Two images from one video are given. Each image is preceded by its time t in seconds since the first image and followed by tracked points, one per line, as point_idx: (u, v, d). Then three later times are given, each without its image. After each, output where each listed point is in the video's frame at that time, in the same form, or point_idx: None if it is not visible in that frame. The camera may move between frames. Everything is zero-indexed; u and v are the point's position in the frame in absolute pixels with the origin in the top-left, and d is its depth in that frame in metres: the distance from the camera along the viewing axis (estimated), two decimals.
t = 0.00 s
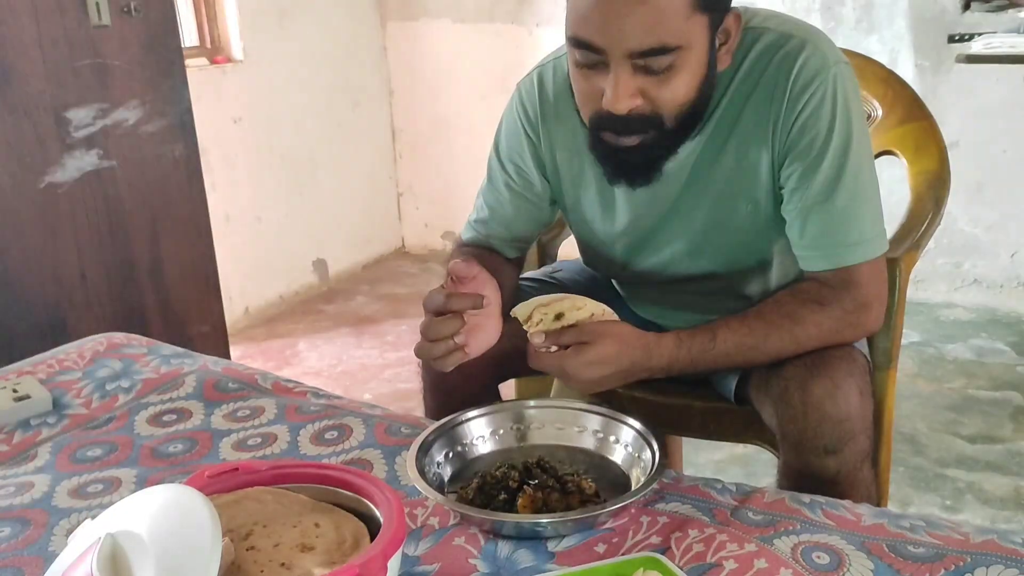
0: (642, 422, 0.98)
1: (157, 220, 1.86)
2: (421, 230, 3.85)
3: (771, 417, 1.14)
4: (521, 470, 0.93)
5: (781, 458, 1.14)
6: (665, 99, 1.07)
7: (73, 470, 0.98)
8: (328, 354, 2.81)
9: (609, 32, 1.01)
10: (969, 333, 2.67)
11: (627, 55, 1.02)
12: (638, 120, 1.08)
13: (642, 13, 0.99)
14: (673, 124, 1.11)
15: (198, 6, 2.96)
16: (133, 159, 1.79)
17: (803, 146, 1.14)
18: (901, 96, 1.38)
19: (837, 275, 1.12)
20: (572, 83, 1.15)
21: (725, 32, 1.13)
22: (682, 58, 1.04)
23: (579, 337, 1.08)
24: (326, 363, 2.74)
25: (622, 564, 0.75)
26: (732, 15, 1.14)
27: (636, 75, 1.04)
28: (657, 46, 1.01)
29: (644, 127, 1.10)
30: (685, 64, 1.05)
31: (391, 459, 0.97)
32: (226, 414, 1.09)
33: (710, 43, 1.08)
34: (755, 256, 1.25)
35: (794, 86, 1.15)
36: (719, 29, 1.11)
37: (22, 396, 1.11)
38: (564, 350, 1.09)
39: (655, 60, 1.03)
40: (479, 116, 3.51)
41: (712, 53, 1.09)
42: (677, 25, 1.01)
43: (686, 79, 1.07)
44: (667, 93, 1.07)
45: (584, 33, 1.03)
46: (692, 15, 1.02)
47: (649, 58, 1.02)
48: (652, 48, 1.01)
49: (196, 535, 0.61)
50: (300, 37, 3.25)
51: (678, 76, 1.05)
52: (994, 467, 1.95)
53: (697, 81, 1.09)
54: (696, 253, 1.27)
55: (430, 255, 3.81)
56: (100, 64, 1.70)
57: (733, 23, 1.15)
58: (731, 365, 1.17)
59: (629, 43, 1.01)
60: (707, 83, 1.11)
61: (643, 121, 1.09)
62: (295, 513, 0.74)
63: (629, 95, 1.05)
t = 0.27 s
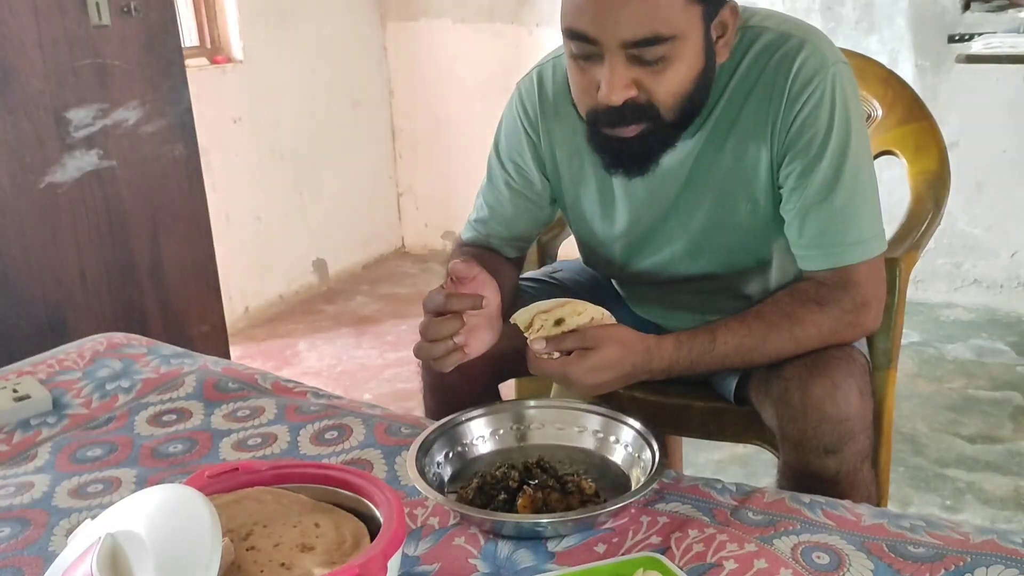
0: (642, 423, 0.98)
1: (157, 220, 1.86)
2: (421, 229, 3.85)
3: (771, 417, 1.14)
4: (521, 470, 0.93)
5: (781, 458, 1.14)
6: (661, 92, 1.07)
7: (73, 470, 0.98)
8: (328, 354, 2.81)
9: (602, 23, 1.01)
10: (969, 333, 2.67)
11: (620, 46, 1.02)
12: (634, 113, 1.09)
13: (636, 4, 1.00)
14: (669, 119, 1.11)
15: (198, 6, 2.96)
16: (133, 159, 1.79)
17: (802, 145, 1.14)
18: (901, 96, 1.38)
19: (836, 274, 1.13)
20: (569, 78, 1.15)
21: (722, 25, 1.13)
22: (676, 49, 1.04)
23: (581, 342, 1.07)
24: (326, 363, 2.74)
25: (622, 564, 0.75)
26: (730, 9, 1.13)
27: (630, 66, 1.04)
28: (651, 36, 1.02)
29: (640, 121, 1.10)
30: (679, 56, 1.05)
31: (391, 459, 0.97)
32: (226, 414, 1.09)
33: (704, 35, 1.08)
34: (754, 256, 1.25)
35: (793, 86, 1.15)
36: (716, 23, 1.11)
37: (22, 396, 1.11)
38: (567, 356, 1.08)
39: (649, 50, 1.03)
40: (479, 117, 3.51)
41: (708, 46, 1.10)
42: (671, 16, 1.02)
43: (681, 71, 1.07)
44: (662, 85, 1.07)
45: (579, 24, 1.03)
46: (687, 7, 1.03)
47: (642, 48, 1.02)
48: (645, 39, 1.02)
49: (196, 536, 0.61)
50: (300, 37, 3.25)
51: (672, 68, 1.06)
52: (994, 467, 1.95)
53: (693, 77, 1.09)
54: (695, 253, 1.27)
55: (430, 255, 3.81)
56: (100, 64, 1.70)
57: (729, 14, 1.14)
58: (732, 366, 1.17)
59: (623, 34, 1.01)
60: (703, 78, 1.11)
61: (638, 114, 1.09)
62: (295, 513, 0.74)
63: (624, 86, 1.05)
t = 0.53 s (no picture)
0: (642, 423, 0.98)
1: (156, 220, 1.86)
2: (420, 229, 3.85)
3: (772, 418, 1.14)
4: (521, 470, 0.93)
5: (781, 458, 1.14)
6: (659, 87, 1.07)
7: (73, 470, 0.98)
8: (328, 354, 2.81)
9: (600, 18, 1.01)
10: (969, 333, 2.67)
11: (618, 41, 1.02)
12: (632, 109, 1.09)
13: None
14: (668, 115, 1.11)
15: (198, 6, 2.96)
16: (133, 158, 1.79)
17: (801, 145, 1.14)
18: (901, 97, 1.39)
19: (836, 274, 1.13)
20: (569, 75, 1.15)
21: (723, 23, 1.13)
22: (674, 44, 1.04)
23: (584, 346, 1.07)
24: (326, 363, 2.74)
25: (622, 564, 0.75)
26: (728, 5, 1.13)
27: (627, 61, 1.04)
28: (649, 31, 1.02)
29: (638, 118, 1.10)
30: (678, 51, 1.05)
31: (391, 459, 0.97)
32: (226, 414, 1.09)
33: (703, 30, 1.08)
34: (754, 255, 1.25)
35: (793, 85, 1.15)
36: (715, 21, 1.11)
37: (22, 396, 1.11)
38: (571, 361, 1.08)
39: (646, 44, 1.03)
40: (479, 116, 3.51)
41: (707, 42, 1.09)
42: (668, 11, 1.02)
43: (679, 66, 1.07)
44: (660, 81, 1.07)
45: (577, 19, 1.03)
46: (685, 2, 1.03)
47: (639, 43, 1.02)
48: (643, 33, 1.02)
49: (195, 536, 0.61)
50: (301, 37, 3.25)
51: (670, 63, 1.05)
52: (994, 467, 1.95)
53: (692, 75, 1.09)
54: (695, 253, 1.27)
55: (430, 255, 3.81)
56: (100, 64, 1.70)
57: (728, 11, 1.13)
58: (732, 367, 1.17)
59: (621, 29, 1.01)
60: (702, 75, 1.11)
61: (637, 110, 1.09)
62: (295, 513, 0.74)
63: (621, 81, 1.05)
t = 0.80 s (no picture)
0: (642, 423, 0.98)
1: (156, 220, 1.86)
2: (420, 229, 3.85)
3: (772, 417, 1.14)
4: (521, 470, 0.93)
5: (781, 458, 1.14)
6: (659, 86, 1.07)
7: (73, 470, 0.98)
8: (328, 354, 2.81)
9: (599, 17, 1.01)
10: (969, 333, 2.67)
11: (618, 41, 1.02)
12: (632, 109, 1.09)
13: None
14: (668, 114, 1.11)
15: (198, 6, 2.96)
16: (133, 159, 1.79)
17: (801, 145, 1.13)
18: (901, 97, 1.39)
19: (835, 274, 1.13)
20: (569, 75, 1.15)
21: (723, 23, 1.13)
22: (674, 44, 1.04)
23: (585, 347, 1.07)
24: (326, 363, 2.74)
25: (622, 564, 0.75)
26: (729, 5, 1.12)
27: (627, 61, 1.04)
28: (649, 30, 1.02)
29: (638, 117, 1.10)
30: (678, 50, 1.05)
31: (391, 459, 0.97)
32: (226, 414, 1.09)
33: (704, 30, 1.08)
34: (754, 256, 1.25)
35: (793, 85, 1.15)
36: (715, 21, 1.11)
37: (22, 396, 1.11)
38: (572, 362, 1.08)
39: (647, 43, 1.03)
40: (479, 116, 3.51)
41: (706, 42, 1.09)
42: (669, 11, 1.02)
43: (679, 65, 1.07)
44: (660, 80, 1.07)
45: (577, 19, 1.03)
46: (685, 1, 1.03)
47: (639, 42, 1.02)
48: (643, 33, 1.02)
49: (193, 534, 0.61)
50: (300, 37, 3.25)
51: (671, 62, 1.05)
52: (994, 467, 1.95)
53: (693, 74, 1.09)
54: (695, 253, 1.27)
55: (430, 255, 3.81)
56: (100, 64, 1.70)
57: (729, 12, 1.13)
58: (731, 367, 1.17)
59: (621, 28, 1.01)
60: (702, 75, 1.11)
61: (637, 109, 1.09)
62: (294, 513, 0.74)
63: (621, 81, 1.05)
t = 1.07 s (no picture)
0: (642, 423, 0.98)
1: (156, 220, 1.86)
2: (420, 229, 3.85)
3: (772, 417, 1.14)
4: (521, 470, 0.93)
5: (781, 458, 1.14)
6: (660, 88, 1.07)
7: (73, 470, 0.98)
8: (328, 354, 2.81)
9: (600, 19, 1.01)
10: (969, 333, 2.67)
11: (618, 42, 1.02)
12: (633, 110, 1.09)
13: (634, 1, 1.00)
14: (668, 115, 1.11)
15: (198, 7, 2.96)
16: (133, 158, 1.79)
17: (801, 145, 1.14)
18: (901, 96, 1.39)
19: (835, 274, 1.13)
20: (569, 75, 1.15)
21: (723, 23, 1.13)
22: (675, 45, 1.04)
23: (584, 346, 1.07)
24: (326, 363, 2.74)
25: (622, 564, 0.75)
26: (729, 6, 1.12)
27: (628, 63, 1.04)
28: (650, 32, 1.02)
29: (639, 119, 1.10)
30: (678, 51, 1.05)
31: (391, 459, 0.97)
32: (226, 414, 1.09)
33: (704, 31, 1.08)
34: (754, 256, 1.25)
35: (793, 86, 1.15)
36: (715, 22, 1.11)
37: (22, 396, 1.11)
38: (571, 361, 1.08)
39: (647, 45, 1.03)
40: (479, 116, 3.51)
41: (706, 43, 1.09)
42: (669, 12, 1.02)
43: (679, 66, 1.07)
44: (661, 82, 1.07)
45: (578, 20, 1.03)
46: (686, 2, 1.03)
47: (640, 44, 1.02)
48: (643, 35, 1.02)
49: (193, 534, 0.61)
50: (300, 37, 3.25)
51: (671, 63, 1.05)
52: (994, 467, 1.95)
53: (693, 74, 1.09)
54: (695, 253, 1.27)
55: (430, 255, 3.81)
56: (100, 64, 1.70)
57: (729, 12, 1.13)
58: (731, 367, 1.17)
59: (621, 30, 1.01)
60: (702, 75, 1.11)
61: (637, 110, 1.09)
62: (295, 513, 0.74)
63: (621, 82, 1.05)
